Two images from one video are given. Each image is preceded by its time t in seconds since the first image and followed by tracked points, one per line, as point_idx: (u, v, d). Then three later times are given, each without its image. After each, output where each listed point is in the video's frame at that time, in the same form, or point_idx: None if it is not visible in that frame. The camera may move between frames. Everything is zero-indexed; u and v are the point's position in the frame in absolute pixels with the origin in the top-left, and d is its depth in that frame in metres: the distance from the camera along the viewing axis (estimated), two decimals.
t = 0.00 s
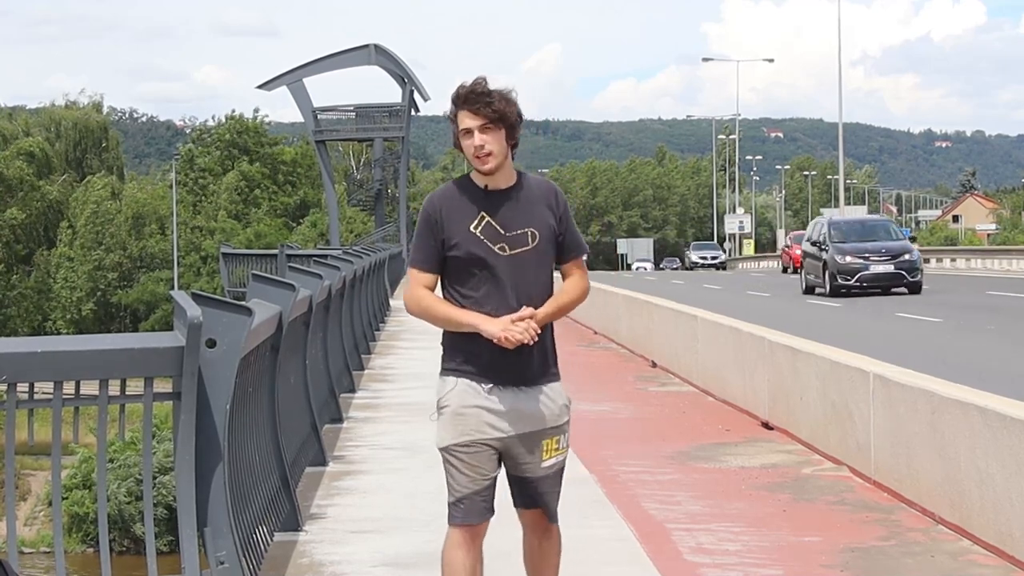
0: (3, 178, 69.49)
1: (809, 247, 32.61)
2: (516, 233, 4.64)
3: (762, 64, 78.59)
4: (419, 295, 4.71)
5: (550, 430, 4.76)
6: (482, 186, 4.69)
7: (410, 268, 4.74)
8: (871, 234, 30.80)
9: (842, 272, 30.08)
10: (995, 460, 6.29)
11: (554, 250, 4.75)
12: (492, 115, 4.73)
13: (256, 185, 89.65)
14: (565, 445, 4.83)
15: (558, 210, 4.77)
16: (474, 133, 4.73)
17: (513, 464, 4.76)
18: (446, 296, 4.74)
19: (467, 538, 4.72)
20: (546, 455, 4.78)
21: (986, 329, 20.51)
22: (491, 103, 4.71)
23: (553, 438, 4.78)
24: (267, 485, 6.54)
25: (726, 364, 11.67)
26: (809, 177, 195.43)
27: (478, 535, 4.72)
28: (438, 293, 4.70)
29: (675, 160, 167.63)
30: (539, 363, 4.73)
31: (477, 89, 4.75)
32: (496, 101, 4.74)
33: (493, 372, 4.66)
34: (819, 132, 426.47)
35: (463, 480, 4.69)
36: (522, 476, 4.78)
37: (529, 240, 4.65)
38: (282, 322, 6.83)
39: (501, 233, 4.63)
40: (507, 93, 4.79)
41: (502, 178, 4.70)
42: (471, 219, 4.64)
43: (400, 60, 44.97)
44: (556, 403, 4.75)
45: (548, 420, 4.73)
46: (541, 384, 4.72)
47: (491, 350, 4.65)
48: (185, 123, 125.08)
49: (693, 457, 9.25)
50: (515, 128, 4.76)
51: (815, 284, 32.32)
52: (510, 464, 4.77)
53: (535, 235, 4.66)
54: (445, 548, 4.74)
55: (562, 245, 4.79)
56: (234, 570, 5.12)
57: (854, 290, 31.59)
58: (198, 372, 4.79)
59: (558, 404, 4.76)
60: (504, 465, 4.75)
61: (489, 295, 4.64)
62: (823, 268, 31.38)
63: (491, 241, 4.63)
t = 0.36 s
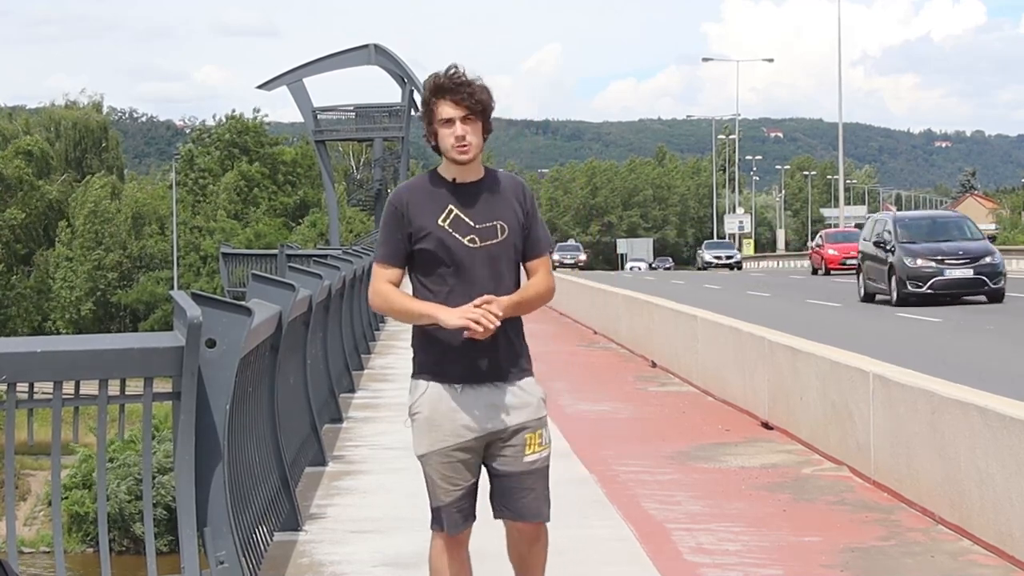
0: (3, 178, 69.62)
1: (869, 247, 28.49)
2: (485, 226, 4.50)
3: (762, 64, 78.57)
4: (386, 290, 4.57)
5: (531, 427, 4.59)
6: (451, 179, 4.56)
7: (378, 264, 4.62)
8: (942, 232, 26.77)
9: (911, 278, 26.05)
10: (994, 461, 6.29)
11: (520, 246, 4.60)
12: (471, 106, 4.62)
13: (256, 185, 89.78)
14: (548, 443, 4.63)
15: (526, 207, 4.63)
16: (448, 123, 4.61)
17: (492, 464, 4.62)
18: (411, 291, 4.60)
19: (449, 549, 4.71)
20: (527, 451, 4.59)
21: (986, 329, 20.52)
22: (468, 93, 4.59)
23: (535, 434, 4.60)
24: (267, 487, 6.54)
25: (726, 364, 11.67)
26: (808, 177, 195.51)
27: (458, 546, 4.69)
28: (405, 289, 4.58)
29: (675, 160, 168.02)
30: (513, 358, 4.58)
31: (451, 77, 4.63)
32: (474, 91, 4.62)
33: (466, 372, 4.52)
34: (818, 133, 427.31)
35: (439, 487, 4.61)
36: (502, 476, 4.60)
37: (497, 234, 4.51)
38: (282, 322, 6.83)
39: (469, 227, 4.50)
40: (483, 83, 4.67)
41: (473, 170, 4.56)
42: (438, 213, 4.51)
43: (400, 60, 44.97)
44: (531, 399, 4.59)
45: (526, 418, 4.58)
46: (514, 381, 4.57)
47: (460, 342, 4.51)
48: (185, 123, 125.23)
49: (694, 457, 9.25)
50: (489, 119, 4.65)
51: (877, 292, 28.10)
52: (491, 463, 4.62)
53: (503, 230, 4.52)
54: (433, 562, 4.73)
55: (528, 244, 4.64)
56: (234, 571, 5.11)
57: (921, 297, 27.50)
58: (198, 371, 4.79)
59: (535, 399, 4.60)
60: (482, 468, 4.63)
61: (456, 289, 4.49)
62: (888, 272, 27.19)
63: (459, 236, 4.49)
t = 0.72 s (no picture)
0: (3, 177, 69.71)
1: (955, 249, 24.51)
2: (469, 225, 4.41)
3: (760, 65, 78.74)
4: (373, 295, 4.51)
5: (521, 423, 4.45)
6: (435, 182, 4.49)
7: (367, 266, 4.56)
8: None
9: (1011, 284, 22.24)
10: (994, 460, 6.29)
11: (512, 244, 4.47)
12: (461, 106, 4.53)
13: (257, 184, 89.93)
14: (540, 440, 4.49)
15: (517, 205, 4.50)
16: (436, 122, 4.51)
17: (482, 466, 4.50)
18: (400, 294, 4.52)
19: (446, 549, 4.71)
20: (517, 450, 4.45)
21: (987, 329, 20.51)
22: (455, 91, 4.50)
23: (524, 431, 4.47)
24: (268, 486, 6.54)
25: (726, 364, 11.68)
26: (808, 177, 195.82)
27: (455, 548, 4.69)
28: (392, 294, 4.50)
29: (675, 160, 168.24)
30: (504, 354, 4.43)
31: (439, 74, 4.55)
32: (462, 90, 4.53)
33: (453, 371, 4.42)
34: (819, 133, 427.59)
35: (433, 493, 4.57)
36: (491, 477, 4.48)
37: (482, 233, 4.41)
38: (282, 322, 6.83)
39: (453, 226, 4.41)
40: (473, 84, 4.58)
41: (459, 171, 4.48)
42: (422, 214, 4.44)
43: (400, 60, 44.99)
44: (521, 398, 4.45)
45: (514, 414, 4.44)
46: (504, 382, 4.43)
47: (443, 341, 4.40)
48: (185, 122, 125.34)
49: (694, 457, 9.24)
50: (478, 117, 4.54)
51: (963, 300, 24.27)
52: (481, 463, 4.51)
53: (489, 229, 4.42)
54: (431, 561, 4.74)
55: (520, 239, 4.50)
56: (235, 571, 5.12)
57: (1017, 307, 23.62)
58: (197, 372, 4.79)
59: (526, 398, 4.46)
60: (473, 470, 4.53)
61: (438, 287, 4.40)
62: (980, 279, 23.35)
63: (442, 237, 4.41)
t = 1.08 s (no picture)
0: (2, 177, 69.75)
1: None
2: (482, 235, 4.32)
3: (760, 65, 78.62)
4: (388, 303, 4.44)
5: (524, 437, 4.36)
6: (452, 187, 4.41)
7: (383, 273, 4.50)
8: None
9: None
10: (995, 460, 6.29)
11: (526, 254, 4.36)
12: (481, 114, 4.46)
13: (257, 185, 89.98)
14: (547, 453, 4.39)
15: (537, 210, 4.39)
16: (455, 128, 4.45)
17: (486, 477, 4.43)
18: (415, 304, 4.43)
19: (450, 551, 4.68)
20: (518, 464, 4.36)
21: (987, 329, 20.51)
22: (475, 98, 4.44)
23: (527, 446, 4.37)
24: (268, 485, 6.54)
25: (726, 364, 11.68)
26: (808, 177, 195.97)
27: (460, 553, 4.67)
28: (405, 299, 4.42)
29: (675, 160, 168.37)
30: (516, 362, 4.32)
31: (459, 81, 4.50)
32: (483, 99, 4.47)
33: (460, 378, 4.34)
34: (818, 132, 427.80)
35: (440, 497, 4.55)
36: (493, 490, 4.42)
37: (495, 242, 4.32)
38: (282, 322, 6.82)
39: (465, 234, 4.33)
40: (496, 94, 4.52)
41: (476, 177, 4.39)
42: (435, 220, 4.37)
43: (400, 60, 44.96)
44: (525, 410, 4.35)
45: (516, 427, 4.34)
46: (511, 395, 4.33)
47: (451, 350, 4.32)
48: (185, 122, 125.45)
49: (694, 457, 9.24)
50: (497, 126, 4.47)
51: None
52: (485, 474, 4.45)
53: (502, 238, 4.32)
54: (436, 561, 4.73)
55: (538, 249, 4.38)
56: (235, 570, 5.11)
57: None
58: (197, 372, 4.79)
59: (530, 412, 4.36)
60: (476, 478, 4.48)
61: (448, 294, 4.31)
62: None
63: (454, 245, 4.33)
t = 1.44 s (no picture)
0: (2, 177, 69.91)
1: None
2: (515, 232, 4.29)
3: (759, 64, 78.28)
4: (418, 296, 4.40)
5: (549, 440, 4.32)
6: (484, 180, 4.37)
7: (413, 268, 4.45)
8: None
9: None
10: (995, 460, 6.29)
11: (558, 253, 4.34)
12: (513, 104, 4.43)
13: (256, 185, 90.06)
14: (572, 458, 4.35)
15: (570, 208, 4.37)
16: (487, 118, 4.42)
17: (509, 479, 4.40)
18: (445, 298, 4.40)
19: (465, 555, 4.63)
20: (545, 467, 4.32)
21: (987, 329, 20.51)
22: (509, 87, 4.42)
23: (554, 449, 4.32)
24: (267, 486, 6.54)
25: (726, 364, 11.68)
26: (808, 177, 196.14)
27: (471, 557, 4.62)
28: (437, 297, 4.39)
29: (675, 160, 168.51)
30: (546, 362, 4.30)
31: (492, 69, 4.47)
32: (517, 88, 4.44)
33: (490, 373, 4.31)
34: (818, 131, 427.78)
35: (459, 498, 4.49)
36: (516, 493, 4.36)
37: (528, 240, 4.29)
38: (282, 322, 6.83)
39: (496, 232, 4.29)
40: (528, 81, 4.48)
41: (511, 171, 4.36)
42: (466, 216, 4.33)
43: (400, 60, 44.97)
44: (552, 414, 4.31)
45: (543, 431, 4.31)
46: (540, 397, 4.30)
47: (481, 348, 4.29)
48: (185, 122, 125.46)
49: (693, 457, 9.25)
50: (530, 119, 4.45)
51: None
52: (509, 477, 4.40)
53: (536, 235, 4.29)
54: (447, 566, 4.67)
55: (569, 251, 4.38)
56: (235, 571, 5.12)
57: None
58: (198, 371, 4.79)
59: (557, 414, 4.31)
60: (498, 481, 4.43)
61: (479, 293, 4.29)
62: None
63: (485, 242, 4.30)
